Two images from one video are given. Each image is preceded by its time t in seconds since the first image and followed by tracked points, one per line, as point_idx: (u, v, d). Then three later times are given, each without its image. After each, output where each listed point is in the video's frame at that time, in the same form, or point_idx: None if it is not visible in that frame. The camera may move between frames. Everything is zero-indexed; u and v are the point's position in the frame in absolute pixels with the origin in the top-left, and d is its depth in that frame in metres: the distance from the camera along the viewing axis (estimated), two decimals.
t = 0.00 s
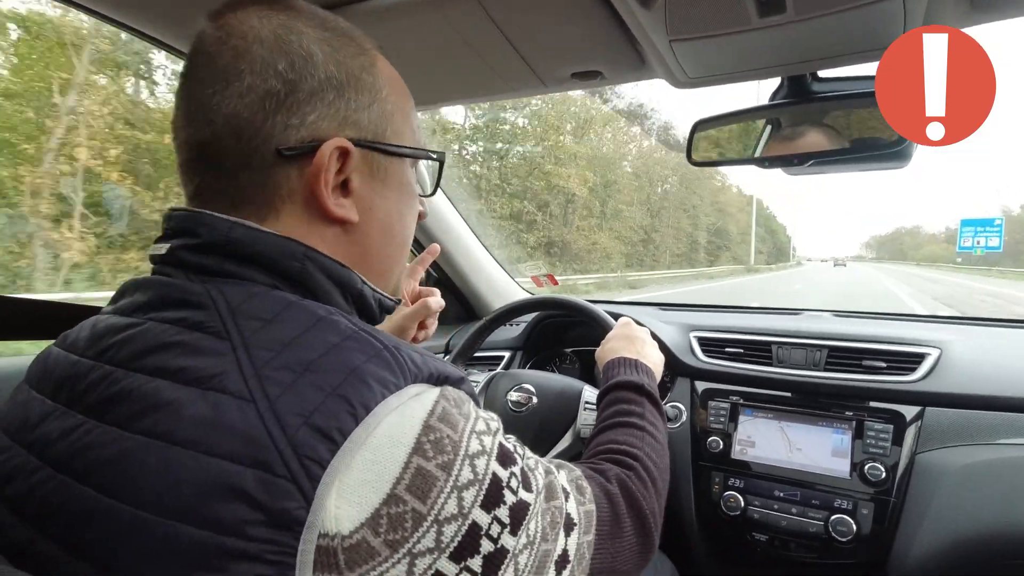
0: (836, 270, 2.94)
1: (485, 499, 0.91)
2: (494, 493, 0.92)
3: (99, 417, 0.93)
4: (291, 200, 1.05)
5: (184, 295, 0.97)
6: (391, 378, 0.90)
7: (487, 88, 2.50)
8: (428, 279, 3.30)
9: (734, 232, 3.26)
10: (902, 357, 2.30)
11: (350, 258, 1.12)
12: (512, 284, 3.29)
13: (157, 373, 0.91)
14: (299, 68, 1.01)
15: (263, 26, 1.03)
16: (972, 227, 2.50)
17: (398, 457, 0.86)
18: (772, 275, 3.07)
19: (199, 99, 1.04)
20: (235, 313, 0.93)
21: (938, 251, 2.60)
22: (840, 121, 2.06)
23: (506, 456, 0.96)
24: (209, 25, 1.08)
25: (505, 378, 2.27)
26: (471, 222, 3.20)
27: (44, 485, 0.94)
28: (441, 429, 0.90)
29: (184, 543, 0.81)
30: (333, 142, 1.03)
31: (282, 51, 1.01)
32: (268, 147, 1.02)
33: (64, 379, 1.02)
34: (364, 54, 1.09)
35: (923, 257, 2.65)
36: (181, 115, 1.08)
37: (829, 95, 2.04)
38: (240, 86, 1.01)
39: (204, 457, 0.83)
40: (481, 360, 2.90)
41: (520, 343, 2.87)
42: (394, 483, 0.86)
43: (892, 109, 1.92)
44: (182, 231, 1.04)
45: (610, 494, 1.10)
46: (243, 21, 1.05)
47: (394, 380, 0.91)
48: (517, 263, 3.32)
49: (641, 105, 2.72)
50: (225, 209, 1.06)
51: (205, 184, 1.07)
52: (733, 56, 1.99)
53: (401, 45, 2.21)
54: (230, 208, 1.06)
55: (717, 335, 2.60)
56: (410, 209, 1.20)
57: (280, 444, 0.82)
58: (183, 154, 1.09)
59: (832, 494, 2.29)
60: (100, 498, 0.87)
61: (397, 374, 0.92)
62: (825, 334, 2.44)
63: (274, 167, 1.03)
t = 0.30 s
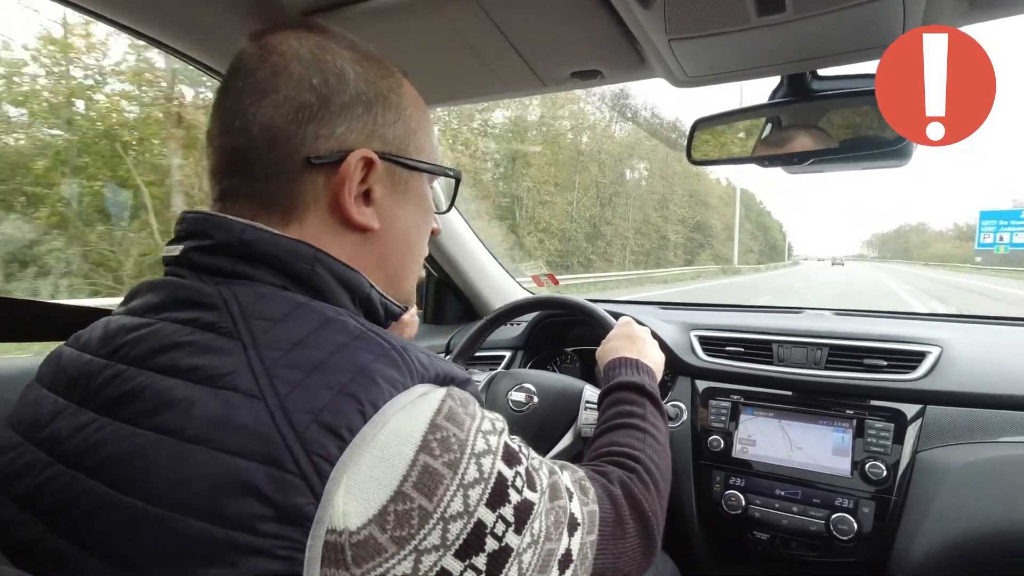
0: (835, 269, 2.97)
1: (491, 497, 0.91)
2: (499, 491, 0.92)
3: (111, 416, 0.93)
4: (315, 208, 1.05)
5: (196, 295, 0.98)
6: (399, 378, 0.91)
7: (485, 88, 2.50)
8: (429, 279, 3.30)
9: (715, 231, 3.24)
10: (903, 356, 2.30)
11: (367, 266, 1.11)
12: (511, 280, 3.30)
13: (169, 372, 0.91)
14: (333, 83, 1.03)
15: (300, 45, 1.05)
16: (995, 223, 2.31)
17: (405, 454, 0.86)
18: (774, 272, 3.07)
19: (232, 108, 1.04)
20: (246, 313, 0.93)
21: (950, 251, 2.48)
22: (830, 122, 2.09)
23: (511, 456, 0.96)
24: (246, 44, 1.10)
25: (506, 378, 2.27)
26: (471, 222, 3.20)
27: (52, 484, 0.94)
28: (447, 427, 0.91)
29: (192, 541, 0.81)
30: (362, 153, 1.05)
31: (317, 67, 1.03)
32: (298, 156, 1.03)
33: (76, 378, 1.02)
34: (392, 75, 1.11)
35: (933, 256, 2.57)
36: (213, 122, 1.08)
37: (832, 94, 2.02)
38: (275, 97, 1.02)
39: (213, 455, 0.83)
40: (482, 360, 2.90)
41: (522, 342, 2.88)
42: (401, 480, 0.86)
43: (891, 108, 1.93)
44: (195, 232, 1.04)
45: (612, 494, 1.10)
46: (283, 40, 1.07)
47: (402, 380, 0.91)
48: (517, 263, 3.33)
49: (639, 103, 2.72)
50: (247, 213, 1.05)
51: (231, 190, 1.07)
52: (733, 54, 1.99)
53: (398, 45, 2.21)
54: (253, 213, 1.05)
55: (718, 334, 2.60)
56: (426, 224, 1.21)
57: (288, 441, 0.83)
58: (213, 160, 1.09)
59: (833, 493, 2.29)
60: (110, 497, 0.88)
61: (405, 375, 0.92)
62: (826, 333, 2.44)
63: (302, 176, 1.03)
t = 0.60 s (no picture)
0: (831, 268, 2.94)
1: (486, 493, 0.91)
2: (495, 487, 0.92)
3: (101, 418, 0.93)
4: (296, 206, 1.05)
5: (184, 296, 0.98)
6: (391, 376, 0.90)
7: (488, 87, 2.50)
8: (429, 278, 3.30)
9: (692, 226, 3.35)
10: (905, 354, 2.29)
11: (356, 257, 1.12)
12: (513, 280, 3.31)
13: (159, 373, 0.91)
14: (295, 72, 1.01)
15: (255, 30, 1.02)
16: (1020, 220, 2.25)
17: (399, 453, 0.86)
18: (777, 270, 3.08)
19: (196, 108, 1.03)
20: (235, 313, 0.93)
21: (962, 249, 2.49)
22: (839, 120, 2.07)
23: (506, 451, 0.96)
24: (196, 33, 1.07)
25: (507, 379, 2.27)
26: (471, 221, 3.21)
27: (47, 486, 0.94)
28: (440, 424, 0.91)
29: (187, 542, 0.81)
30: (335, 145, 1.04)
31: (276, 56, 1.01)
32: (270, 154, 1.02)
33: (68, 381, 1.02)
34: (358, 51, 1.09)
35: (941, 254, 2.58)
36: (179, 124, 1.08)
37: (833, 94, 2.03)
38: (237, 94, 1.01)
39: (205, 456, 0.83)
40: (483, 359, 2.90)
41: (523, 342, 2.88)
42: (395, 479, 0.86)
43: (890, 109, 1.93)
44: (183, 233, 1.04)
45: (612, 486, 1.10)
46: (234, 25, 1.04)
47: (394, 378, 0.91)
48: (519, 262, 3.33)
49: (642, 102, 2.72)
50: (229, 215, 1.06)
51: (208, 192, 1.07)
52: (734, 53, 1.99)
53: (400, 45, 2.21)
54: (234, 214, 1.06)
55: (721, 333, 2.59)
56: (410, 203, 1.20)
57: (280, 441, 0.83)
58: (183, 162, 1.09)
59: (835, 492, 2.29)
60: (103, 499, 0.87)
61: (397, 372, 0.92)
62: (829, 332, 2.43)
63: (278, 175, 1.03)
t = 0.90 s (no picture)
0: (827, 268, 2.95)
1: (485, 492, 0.90)
2: (494, 486, 0.92)
3: (98, 420, 0.93)
4: (287, 202, 1.05)
5: (181, 296, 0.97)
6: (389, 375, 0.90)
7: (488, 87, 2.50)
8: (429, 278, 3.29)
9: (670, 222, 3.22)
10: (906, 354, 2.29)
11: (348, 255, 1.11)
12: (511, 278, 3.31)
13: (155, 374, 0.91)
14: (288, 66, 1.01)
15: (247, 24, 1.02)
16: None
17: (396, 453, 0.86)
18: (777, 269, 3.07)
19: (187, 103, 1.03)
20: (231, 313, 0.93)
21: (978, 249, 2.48)
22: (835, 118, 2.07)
23: (504, 449, 0.96)
24: (187, 25, 1.07)
25: (507, 379, 2.27)
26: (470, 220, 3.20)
27: (44, 488, 0.94)
28: (438, 423, 0.90)
29: (185, 543, 0.81)
30: (328, 140, 1.04)
31: (269, 51, 1.01)
32: (261, 148, 1.02)
33: (63, 383, 1.02)
34: (350, 48, 1.09)
35: (952, 254, 2.56)
36: (167, 118, 1.07)
37: (831, 93, 2.03)
38: (228, 87, 1.00)
39: (203, 457, 0.83)
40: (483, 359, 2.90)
41: (523, 341, 2.87)
42: (393, 479, 0.86)
43: (891, 108, 1.92)
44: (178, 232, 1.04)
45: (611, 481, 1.10)
46: (225, 19, 1.04)
47: (393, 377, 0.91)
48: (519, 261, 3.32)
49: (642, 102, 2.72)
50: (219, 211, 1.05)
51: (198, 187, 1.06)
52: (734, 53, 1.98)
53: (401, 45, 2.21)
54: (225, 210, 1.05)
55: (721, 333, 2.59)
56: (402, 203, 1.20)
57: (278, 441, 0.82)
58: (172, 158, 1.08)
59: (835, 492, 2.29)
60: (100, 501, 0.87)
61: (395, 372, 0.91)
62: (829, 332, 2.43)
63: (268, 169, 1.03)
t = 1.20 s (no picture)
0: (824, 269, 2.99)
1: (483, 484, 0.91)
2: (491, 479, 0.92)
3: (96, 418, 0.93)
4: (276, 192, 1.06)
5: (177, 294, 0.98)
6: (385, 370, 0.91)
7: (488, 87, 2.51)
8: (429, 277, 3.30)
9: (668, 223, 3.22)
10: (904, 353, 2.30)
11: (333, 250, 1.11)
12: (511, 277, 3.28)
13: (152, 371, 0.92)
14: (287, 58, 1.02)
15: (251, 16, 1.04)
16: None
17: (394, 447, 0.87)
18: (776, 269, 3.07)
19: (182, 87, 1.04)
20: (228, 309, 0.94)
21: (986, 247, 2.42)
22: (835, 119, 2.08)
23: (501, 441, 0.96)
24: (194, 13, 1.08)
25: (506, 378, 2.28)
26: (470, 220, 3.21)
27: (45, 486, 0.95)
28: (435, 417, 0.91)
29: (185, 539, 0.82)
30: (319, 134, 1.04)
31: (271, 41, 1.02)
32: (253, 137, 1.03)
33: (63, 382, 1.03)
34: (353, 49, 1.10)
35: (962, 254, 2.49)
36: (164, 99, 1.08)
37: (828, 93, 2.01)
38: (225, 73, 1.01)
39: (202, 452, 0.83)
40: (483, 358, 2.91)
41: (522, 341, 2.88)
42: (390, 473, 0.86)
43: (890, 108, 1.93)
44: (174, 227, 1.05)
45: (608, 471, 1.11)
46: (232, 10, 1.05)
47: (388, 372, 0.91)
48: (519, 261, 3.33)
49: (642, 102, 2.73)
50: (207, 196, 1.06)
51: (189, 172, 1.07)
52: (733, 53, 1.99)
53: (401, 46, 2.22)
54: (215, 196, 1.06)
55: (720, 332, 2.60)
56: (393, 205, 1.20)
57: (276, 436, 0.83)
58: (165, 140, 1.09)
59: (833, 491, 2.30)
60: (100, 499, 0.88)
61: (391, 367, 0.92)
62: (827, 331, 2.44)
63: (258, 158, 1.03)
